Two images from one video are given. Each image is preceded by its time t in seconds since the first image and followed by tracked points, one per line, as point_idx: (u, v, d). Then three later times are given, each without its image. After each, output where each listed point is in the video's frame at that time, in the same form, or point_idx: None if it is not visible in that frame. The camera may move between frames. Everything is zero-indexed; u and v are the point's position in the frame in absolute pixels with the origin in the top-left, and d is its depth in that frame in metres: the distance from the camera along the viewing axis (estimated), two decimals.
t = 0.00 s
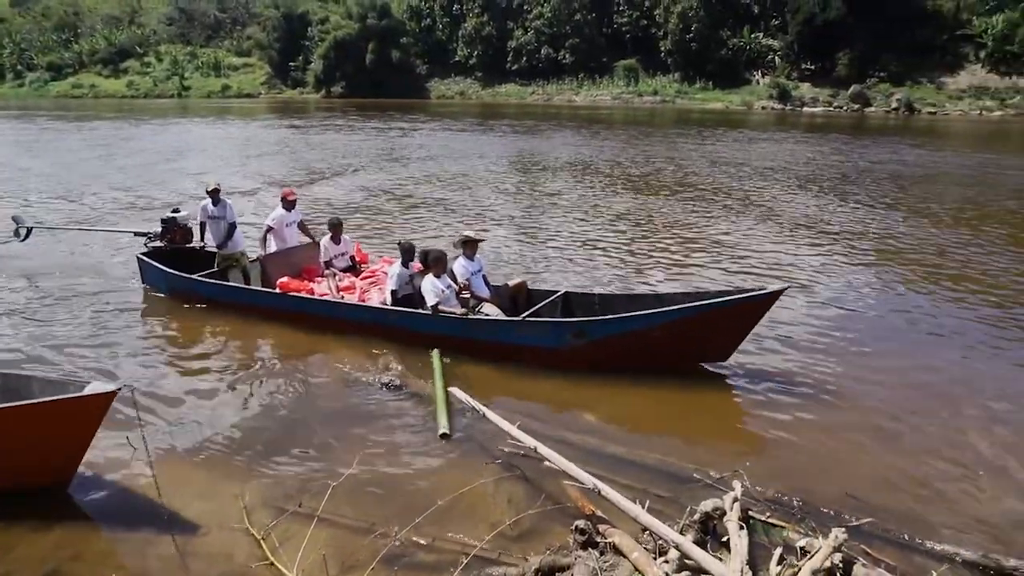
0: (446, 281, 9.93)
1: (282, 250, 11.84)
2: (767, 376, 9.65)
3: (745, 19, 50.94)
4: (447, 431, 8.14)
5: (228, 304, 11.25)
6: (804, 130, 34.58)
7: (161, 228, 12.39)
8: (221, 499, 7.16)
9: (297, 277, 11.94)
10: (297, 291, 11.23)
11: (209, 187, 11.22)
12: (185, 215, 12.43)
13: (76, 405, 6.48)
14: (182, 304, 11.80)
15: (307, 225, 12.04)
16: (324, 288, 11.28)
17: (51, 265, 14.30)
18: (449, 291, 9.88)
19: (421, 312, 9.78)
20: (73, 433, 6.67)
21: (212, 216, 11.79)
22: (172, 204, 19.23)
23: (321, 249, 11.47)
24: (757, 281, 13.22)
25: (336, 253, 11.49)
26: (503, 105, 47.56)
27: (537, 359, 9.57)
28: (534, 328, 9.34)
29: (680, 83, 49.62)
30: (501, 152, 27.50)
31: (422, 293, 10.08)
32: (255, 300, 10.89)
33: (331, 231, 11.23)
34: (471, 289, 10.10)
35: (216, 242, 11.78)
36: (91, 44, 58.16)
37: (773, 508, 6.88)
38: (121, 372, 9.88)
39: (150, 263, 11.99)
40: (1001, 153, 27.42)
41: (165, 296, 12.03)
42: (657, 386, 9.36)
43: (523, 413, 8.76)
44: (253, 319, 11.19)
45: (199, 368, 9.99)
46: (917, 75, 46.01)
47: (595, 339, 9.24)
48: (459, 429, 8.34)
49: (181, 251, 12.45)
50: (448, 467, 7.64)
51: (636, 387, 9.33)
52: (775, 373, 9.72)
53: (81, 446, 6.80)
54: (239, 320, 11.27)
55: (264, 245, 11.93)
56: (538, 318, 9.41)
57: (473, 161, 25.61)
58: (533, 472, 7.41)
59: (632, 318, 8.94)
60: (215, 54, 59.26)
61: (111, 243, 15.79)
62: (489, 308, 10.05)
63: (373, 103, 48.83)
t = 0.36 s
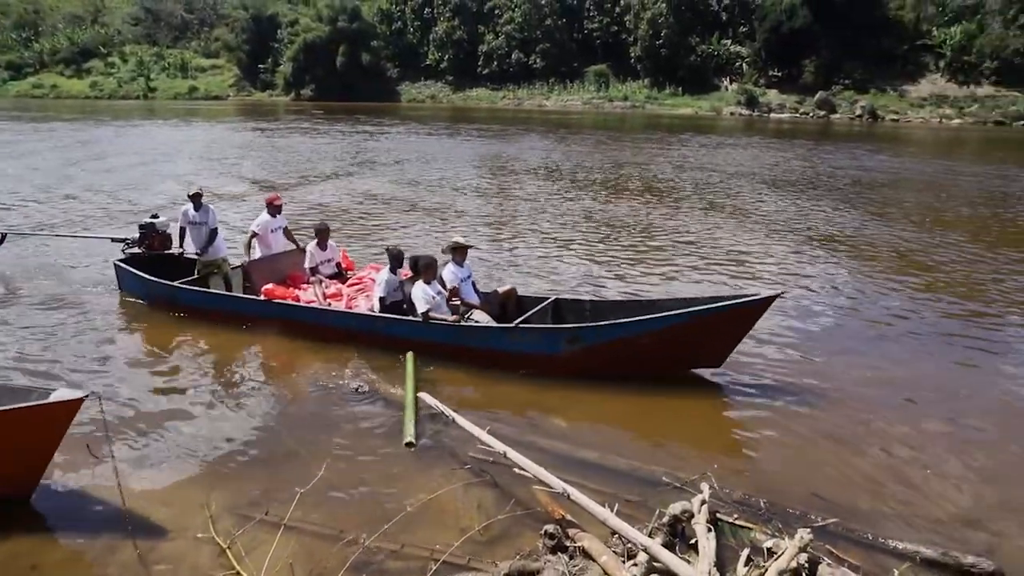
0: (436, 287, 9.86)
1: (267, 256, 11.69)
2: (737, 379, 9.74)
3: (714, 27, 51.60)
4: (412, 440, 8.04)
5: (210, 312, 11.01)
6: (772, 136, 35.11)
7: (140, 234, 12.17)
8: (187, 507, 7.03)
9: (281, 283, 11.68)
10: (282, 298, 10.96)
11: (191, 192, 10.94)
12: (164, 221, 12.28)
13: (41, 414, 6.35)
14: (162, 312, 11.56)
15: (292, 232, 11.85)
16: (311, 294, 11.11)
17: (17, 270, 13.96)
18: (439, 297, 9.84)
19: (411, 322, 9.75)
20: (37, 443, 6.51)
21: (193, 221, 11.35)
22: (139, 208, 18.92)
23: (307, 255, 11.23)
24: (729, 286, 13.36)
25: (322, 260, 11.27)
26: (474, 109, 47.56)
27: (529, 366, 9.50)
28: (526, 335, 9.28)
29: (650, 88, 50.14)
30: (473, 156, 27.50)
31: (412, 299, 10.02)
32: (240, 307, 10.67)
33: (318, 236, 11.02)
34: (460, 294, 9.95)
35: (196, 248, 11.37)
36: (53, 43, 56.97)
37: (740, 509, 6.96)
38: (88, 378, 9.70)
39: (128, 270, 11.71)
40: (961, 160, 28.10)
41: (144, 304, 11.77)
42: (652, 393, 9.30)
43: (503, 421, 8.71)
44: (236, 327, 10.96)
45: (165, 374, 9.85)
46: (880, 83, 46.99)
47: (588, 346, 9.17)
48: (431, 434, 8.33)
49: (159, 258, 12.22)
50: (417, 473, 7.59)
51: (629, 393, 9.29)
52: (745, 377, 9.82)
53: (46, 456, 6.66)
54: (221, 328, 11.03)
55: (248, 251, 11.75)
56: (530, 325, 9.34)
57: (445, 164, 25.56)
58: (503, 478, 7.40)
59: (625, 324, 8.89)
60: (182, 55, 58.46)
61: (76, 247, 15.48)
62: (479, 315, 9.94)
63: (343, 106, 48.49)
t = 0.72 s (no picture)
0: (434, 291, 9.80)
1: (258, 262, 11.52)
2: (715, 378, 9.82)
3: (689, 29, 52.06)
4: (388, 443, 8.04)
5: (198, 319, 10.81)
6: (746, 137, 35.47)
7: (124, 241, 12.04)
8: (161, 515, 6.94)
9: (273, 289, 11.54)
10: (275, 303, 10.81)
11: (180, 197, 10.79)
12: (149, 227, 12.15)
13: (14, 422, 6.22)
14: (148, 320, 11.34)
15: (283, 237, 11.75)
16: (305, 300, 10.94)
17: None
18: (437, 301, 9.77)
19: (411, 324, 9.64)
20: (11, 451, 6.39)
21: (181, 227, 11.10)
22: (111, 212, 18.68)
23: (299, 260, 11.15)
24: (705, 288, 13.38)
25: (315, 265, 11.18)
26: (451, 111, 47.54)
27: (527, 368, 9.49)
28: (527, 337, 9.27)
29: (626, 90, 50.48)
30: (450, 159, 27.47)
31: (409, 304, 9.92)
32: (229, 315, 10.50)
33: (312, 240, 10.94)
34: (455, 298, 10.00)
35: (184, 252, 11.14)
36: (21, 46, 56.05)
37: (717, 506, 7.02)
38: (63, 384, 9.56)
39: (113, 278, 11.49)
40: (932, 160, 28.56)
41: (130, 312, 11.55)
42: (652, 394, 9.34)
43: (490, 425, 8.69)
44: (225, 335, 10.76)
45: (140, 381, 9.72)
46: (851, 85, 47.66)
47: (588, 348, 9.17)
48: (413, 437, 8.30)
49: (144, 265, 12.05)
50: (395, 477, 7.55)
51: (628, 396, 9.29)
52: (724, 375, 9.90)
53: (21, 464, 6.54)
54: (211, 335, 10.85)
55: (240, 256, 11.57)
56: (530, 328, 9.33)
57: (422, 167, 25.50)
58: (481, 480, 7.40)
59: (626, 325, 8.90)
60: (154, 57, 57.83)
61: (49, 253, 15.26)
62: (475, 319, 9.90)
63: (319, 109, 48.21)
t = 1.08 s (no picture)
0: (429, 293, 9.80)
1: (246, 264, 11.21)
2: (693, 375, 9.91)
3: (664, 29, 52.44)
4: (367, 444, 8.00)
5: (187, 322, 10.64)
6: (722, 137, 35.79)
7: (107, 243, 11.83)
8: (135, 520, 6.85)
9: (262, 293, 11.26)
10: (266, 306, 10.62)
11: (169, 199, 10.60)
12: (132, 230, 11.95)
13: None
14: (134, 324, 11.15)
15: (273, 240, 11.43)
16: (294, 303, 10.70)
17: None
18: (432, 301, 9.74)
19: (407, 324, 9.56)
20: None
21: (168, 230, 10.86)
22: (82, 213, 18.38)
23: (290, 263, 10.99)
24: (675, 286, 13.49)
25: (306, 267, 11.03)
26: (427, 111, 47.46)
27: (523, 369, 9.46)
28: (523, 338, 9.23)
29: (602, 90, 50.74)
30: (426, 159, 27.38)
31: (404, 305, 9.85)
32: (219, 318, 10.36)
33: (303, 242, 10.87)
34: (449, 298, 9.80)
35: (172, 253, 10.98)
36: None
37: (693, 503, 7.08)
38: (36, 388, 9.41)
39: (96, 281, 11.26)
40: (902, 159, 29.02)
41: (114, 315, 11.33)
42: (649, 393, 9.36)
43: (477, 426, 8.65)
44: (214, 338, 10.62)
45: (114, 384, 9.60)
46: (823, 85, 48.29)
47: (585, 348, 9.17)
48: (393, 438, 8.28)
49: (127, 268, 11.90)
50: (372, 479, 7.53)
51: (622, 396, 9.31)
52: (701, 373, 9.99)
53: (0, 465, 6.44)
54: (200, 338, 10.71)
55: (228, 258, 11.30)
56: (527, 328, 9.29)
57: (401, 167, 25.43)
58: (459, 481, 7.40)
59: (624, 325, 8.90)
60: (124, 56, 57.05)
61: (21, 255, 15.01)
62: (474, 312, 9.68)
63: (294, 109, 47.85)
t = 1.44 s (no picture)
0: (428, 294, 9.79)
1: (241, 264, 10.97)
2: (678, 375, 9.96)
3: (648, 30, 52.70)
4: (350, 445, 7.95)
5: (181, 322, 10.55)
6: (705, 138, 36.04)
7: (98, 242, 11.67)
8: (116, 521, 6.79)
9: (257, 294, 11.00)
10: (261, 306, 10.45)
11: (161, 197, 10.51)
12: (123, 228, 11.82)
13: None
14: (127, 324, 11.04)
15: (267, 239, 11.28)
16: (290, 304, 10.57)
17: None
18: (432, 303, 9.73)
19: (406, 326, 9.49)
20: None
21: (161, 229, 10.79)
22: (60, 212, 18.14)
23: (286, 264, 10.91)
24: (656, 284, 13.60)
25: (302, 268, 10.94)
26: (411, 110, 47.38)
27: (522, 372, 9.43)
28: (523, 340, 9.22)
29: (585, 90, 50.94)
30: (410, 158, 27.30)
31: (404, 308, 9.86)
32: (215, 318, 10.27)
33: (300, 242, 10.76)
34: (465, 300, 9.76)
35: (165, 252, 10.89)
36: None
37: (676, 502, 7.12)
38: (19, 385, 9.34)
39: (86, 281, 11.13)
40: (882, 160, 29.37)
41: (105, 315, 11.21)
42: (649, 395, 9.36)
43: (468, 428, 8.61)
44: (208, 339, 10.53)
45: (97, 384, 9.52)
46: (804, 87, 48.76)
47: (585, 349, 9.18)
48: (377, 438, 8.25)
49: (117, 268, 11.75)
50: (355, 479, 7.51)
51: (619, 396, 9.33)
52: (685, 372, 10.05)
53: None
54: (194, 340, 10.59)
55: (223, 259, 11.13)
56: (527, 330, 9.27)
57: (387, 167, 25.35)
58: (443, 481, 7.39)
59: (625, 327, 8.91)
60: (103, 52, 56.41)
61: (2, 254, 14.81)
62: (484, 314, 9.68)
63: (277, 108, 47.57)
